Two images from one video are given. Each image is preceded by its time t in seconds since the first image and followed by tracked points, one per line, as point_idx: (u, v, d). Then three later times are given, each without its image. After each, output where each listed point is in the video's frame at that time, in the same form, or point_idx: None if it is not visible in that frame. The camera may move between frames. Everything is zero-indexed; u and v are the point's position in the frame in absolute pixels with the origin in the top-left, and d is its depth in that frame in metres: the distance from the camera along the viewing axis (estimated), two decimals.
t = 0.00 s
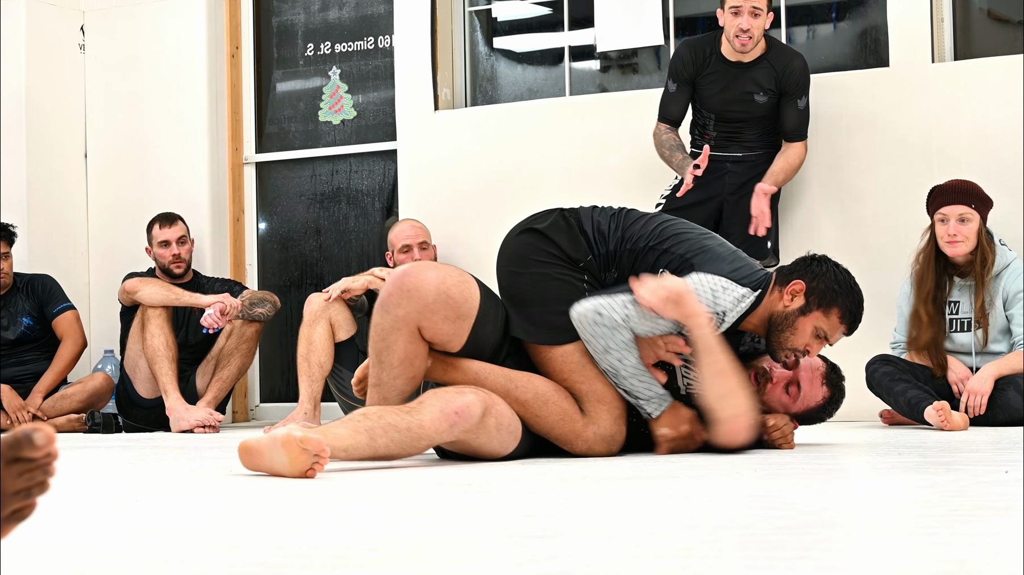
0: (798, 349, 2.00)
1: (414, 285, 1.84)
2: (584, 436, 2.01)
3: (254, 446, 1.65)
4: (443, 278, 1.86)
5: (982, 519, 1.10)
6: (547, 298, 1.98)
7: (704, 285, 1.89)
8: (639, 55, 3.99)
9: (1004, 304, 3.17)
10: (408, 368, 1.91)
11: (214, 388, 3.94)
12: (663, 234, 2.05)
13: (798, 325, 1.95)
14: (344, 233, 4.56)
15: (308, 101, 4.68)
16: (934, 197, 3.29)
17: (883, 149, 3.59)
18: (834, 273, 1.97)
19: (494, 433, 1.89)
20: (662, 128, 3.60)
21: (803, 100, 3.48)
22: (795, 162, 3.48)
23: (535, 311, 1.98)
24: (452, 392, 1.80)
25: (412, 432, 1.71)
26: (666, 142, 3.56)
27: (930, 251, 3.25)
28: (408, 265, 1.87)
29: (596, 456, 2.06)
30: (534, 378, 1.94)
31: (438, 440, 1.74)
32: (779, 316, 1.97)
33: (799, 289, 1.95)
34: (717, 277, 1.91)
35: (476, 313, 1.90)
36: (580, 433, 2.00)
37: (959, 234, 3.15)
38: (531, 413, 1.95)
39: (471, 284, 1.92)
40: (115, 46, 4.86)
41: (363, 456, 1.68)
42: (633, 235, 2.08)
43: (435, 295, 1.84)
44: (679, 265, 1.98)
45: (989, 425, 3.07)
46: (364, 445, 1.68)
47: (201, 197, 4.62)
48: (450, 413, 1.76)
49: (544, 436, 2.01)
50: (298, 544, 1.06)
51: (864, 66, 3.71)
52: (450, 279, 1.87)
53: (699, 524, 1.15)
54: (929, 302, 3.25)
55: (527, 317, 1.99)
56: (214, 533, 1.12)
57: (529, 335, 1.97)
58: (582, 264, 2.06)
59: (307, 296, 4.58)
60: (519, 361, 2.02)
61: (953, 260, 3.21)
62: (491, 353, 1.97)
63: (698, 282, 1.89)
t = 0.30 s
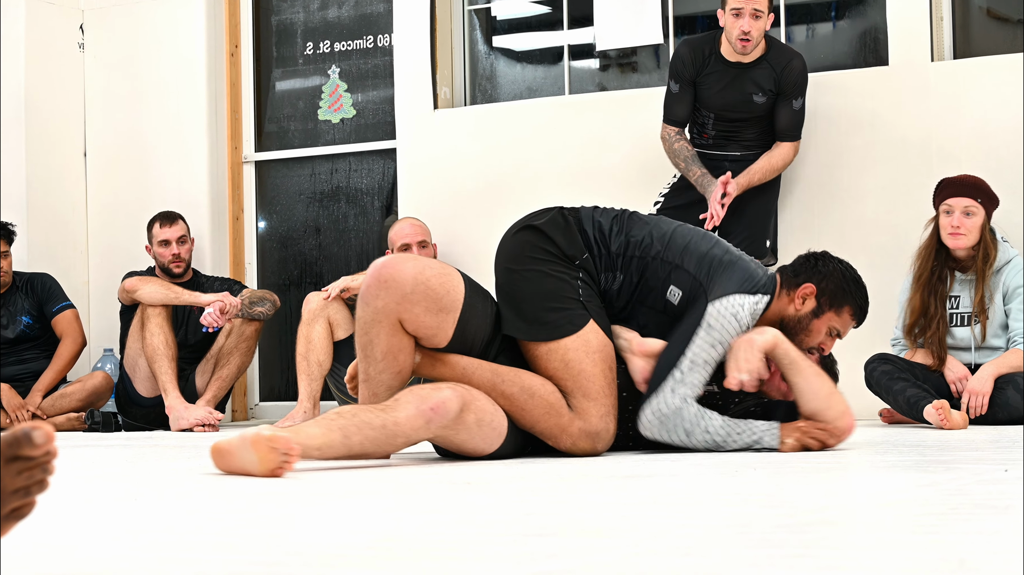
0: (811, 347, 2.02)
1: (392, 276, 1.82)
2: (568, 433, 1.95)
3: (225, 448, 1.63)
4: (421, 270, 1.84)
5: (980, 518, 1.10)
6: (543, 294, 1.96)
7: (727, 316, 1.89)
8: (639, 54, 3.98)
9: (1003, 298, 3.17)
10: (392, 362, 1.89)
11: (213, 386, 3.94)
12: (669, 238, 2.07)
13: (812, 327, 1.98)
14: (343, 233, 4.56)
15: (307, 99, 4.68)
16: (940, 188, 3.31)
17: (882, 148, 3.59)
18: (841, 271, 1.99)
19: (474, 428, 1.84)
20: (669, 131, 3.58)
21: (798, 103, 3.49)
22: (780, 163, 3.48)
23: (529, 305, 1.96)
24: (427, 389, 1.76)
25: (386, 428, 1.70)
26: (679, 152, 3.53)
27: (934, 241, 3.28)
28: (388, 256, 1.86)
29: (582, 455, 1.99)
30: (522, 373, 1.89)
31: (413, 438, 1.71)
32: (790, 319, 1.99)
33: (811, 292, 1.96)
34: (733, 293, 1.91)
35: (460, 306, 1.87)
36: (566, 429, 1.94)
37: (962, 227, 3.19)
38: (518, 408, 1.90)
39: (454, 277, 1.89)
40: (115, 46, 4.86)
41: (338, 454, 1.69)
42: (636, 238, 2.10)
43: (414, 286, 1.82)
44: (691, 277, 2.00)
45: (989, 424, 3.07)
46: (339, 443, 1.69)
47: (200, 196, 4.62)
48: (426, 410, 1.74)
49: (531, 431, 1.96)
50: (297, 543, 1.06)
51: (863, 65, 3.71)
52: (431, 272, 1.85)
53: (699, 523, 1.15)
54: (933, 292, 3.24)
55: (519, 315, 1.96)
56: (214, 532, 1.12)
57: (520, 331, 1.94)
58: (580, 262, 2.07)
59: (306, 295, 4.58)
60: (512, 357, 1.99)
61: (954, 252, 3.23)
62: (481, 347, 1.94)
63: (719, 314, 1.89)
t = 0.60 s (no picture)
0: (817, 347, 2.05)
1: (382, 279, 1.83)
2: (560, 435, 1.94)
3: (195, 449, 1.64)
4: (413, 273, 1.84)
5: (982, 517, 1.09)
6: (545, 293, 1.95)
7: (754, 317, 1.91)
8: (639, 53, 3.98)
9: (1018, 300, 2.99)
10: (385, 364, 1.89)
11: (214, 385, 3.94)
12: (682, 240, 2.05)
13: (820, 327, 1.99)
14: (344, 232, 4.56)
15: (308, 99, 4.68)
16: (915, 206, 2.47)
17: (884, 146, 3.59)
18: (849, 271, 1.99)
19: (453, 431, 1.83)
20: (658, 124, 3.65)
21: (806, 101, 3.49)
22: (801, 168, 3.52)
23: (530, 304, 1.95)
24: (402, 393, 1.75)
25: (359, 432, 1.69)
26: (660, 148, 3.63)
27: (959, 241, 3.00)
28: (379, 259, 1.86)
29: (577, 455, 1.99)
30: (517, 375, 1.88)
31: (387, 443, 1.70)
32: (800, 319, 2.00)
33: (821, 294, 1.97)
34: (755, 297, 1.92)
35: (455, 308, 1.87)
36: (558, 432, 1.93)
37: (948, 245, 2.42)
38: (511, 410, 1.90)
39: (450, 279, 1.88)
40: (115, 45, 4.85)
41: (310, 457, 1.68)
42: (648, 240, 2.07)
43: (406, 290, 1.82)
44: (710, 279, 1.99)
45: (990, 422, 3.07)
46: (311, 446, 1.69)
47: (201, 196, 4.62)
48: (400, 415, 1.72)
49: (526, 434, 1.95)
50: (298, 542, 1.06)
51: (863, 64, 3.71)
52: (422, 275, 1.84)
53: (700, 522, 1.15)
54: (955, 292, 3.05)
55: (519, 313, 1.95)
56: (214, 531, 1.12)
57: (520, 329, 1.94)
58: (584, 262, 2.05)
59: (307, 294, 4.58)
60: (515, 357, 2.00)
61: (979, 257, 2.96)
62: (479, 348, 1.94)
63: (745, 317, 1.90)
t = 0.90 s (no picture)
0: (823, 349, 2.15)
1: (375, 279, 1.85)
2: (561, 435, 1.92)
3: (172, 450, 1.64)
4: (407, 273, 1.85)
5: (983, 517, 1.09)
6: (564, 291, 1.93)
7: (798, 314, 1.98)
8: (639, 53, 3.98)
9: None
10: (379, 364, 1.91)
11: (214, 386, 3.94)
12: (715, 243, 2.04)
13: (835, 332, 2.11)
14: (344, 232, 4.56)
15: (307, 99, 4.68)
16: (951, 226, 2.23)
17: (884, 145, 3.59)
18: (864, 280, 2.12)
19: (435, 444, 1.83)
20: (652, 118, 3.67)
21: (811, 98, 3.51)
22: (821, 170, 3.56)
23: (548, 300, 1.93)
24: (382, 405, 1.76)
25: (338, 438, 1.71)
26: (651, 143, 3.66)
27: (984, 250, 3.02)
28: (374, 259, 1.88)
29: (575, 458, 1.96)
30: (517, 374, 1.88)
31: (364, 453, 1.72)
32: (819, 324, 2.11)
33: (846, 300, 2.08)
34: (798, 297, 1.98)
35: (454, 308, 1.86)
36: (559, 431, 1.92)
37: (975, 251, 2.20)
38: (510, 410, 1.89)
39: (449, 279, 1.88)
40: (114, 46, 4.86)
41: (290, 462, 1.69)
42: (679, 240, 2.04)
43: (398, 291, 1.84)
44: (751, 280, 1.99)
45: (991, 422, 3.07)
46: (290, 450, 1.69)
47: (201, 196, 4.62)
48: (378, 427, 1.73)
49: (524, 434, 1.94)
50: (298, 542, 1.06)
51: (863, 64, 3.71)
52: (417, 275, 1.85)
53: (702, 522, 1.15)
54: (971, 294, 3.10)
55: (537, 310, 1.93)
56: (215, 531, 1.12)
57: (536, 322, 1.93)
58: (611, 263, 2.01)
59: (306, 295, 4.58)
60: (529, 353, 1.99)
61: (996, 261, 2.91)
62: (484, 349, 1.93)
63: (791, 315, 1.96)
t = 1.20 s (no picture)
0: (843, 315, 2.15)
1: (376, 279, 1.85)
2: (560, 436, 1.93)
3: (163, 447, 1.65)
4: (408, 273, 1.85)
5: (986, 517, 1.09)
6: (568, 290, 1.92)
7: (799, 301, 1.97)
8: (640, 53, 3.99)
9: None
10: (379, 365, 1.91)
11: (216, 385, 3.93)
12: (717, 236, 2.04)
13: (844, 295, 2.10)
14: (346, 232, 4.56)
15: (309, 98, 4.67)
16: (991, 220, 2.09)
17: (885, 144, 3.59)
18: (857, 236, 2.12)
19: (433, 446, 1.84)
20: (658, 117, 3.66)
21: (809, 97, 3.51)
22: (806, 169, 3.56)
23: (551, 298, 1.92)
24: (381, 405, 1.76)
25: (333, 440, 1.70)
26: (657, 143, 3.64)
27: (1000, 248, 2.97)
28: (375, 259, 1.88)
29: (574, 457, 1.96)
30: (519, 374, 1.88)
31: (360, 454, 1.72)
32: (825, 292, 2.11)
33: (841, 261, 2.08)
34: (798, 283, 1.98)
35: (456, 308, 1.87)
36: (558, 432, 1.92)
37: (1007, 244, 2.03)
38: (510, 410, 1.89)
39: (451, 279, 1.89)
40: (116, 46, 4.86)
41: (282, 462, 1.68)
42: (681, 236, 2.03)
43: (399, 290, 1.84)
44: (751, 268, 1.99)
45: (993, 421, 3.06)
46: (283, 451, 1.69)
47: (203, 196, 4.63)
48: (375, 428, 1.73)
49: (526, 435, 1.95)
50: (300, 541, 1.06)
51: (864, 63, 3.71)
52: (417, 275, 1.85)
53: (703, 521, 1.15)
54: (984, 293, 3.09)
55: (542, 311, 1.92)
56: (216, 531, 1.12)
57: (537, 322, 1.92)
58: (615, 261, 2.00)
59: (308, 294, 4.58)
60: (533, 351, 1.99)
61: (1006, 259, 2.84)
62: (486, 349, 1.93)
63: (794, 302, 1.96)
